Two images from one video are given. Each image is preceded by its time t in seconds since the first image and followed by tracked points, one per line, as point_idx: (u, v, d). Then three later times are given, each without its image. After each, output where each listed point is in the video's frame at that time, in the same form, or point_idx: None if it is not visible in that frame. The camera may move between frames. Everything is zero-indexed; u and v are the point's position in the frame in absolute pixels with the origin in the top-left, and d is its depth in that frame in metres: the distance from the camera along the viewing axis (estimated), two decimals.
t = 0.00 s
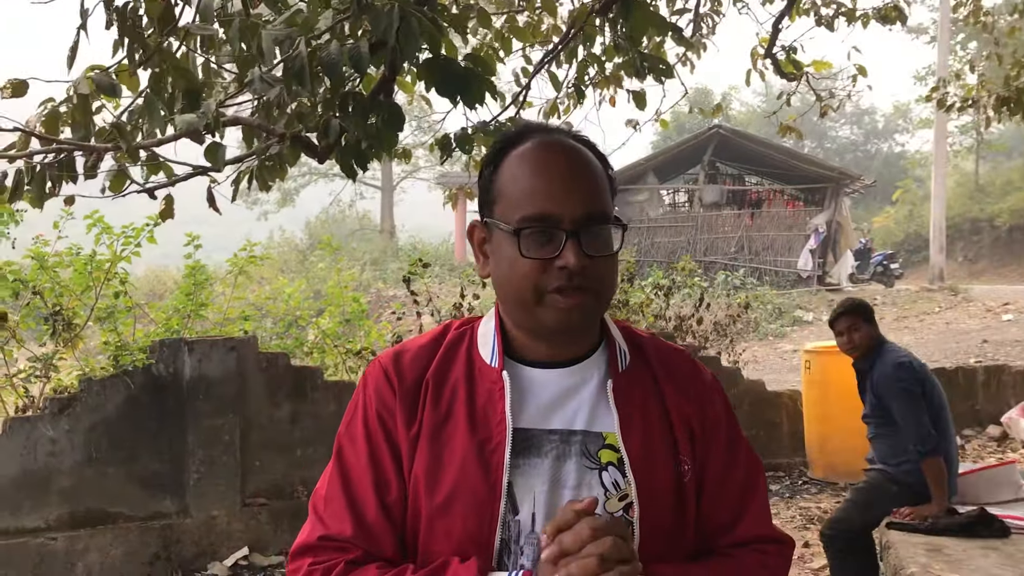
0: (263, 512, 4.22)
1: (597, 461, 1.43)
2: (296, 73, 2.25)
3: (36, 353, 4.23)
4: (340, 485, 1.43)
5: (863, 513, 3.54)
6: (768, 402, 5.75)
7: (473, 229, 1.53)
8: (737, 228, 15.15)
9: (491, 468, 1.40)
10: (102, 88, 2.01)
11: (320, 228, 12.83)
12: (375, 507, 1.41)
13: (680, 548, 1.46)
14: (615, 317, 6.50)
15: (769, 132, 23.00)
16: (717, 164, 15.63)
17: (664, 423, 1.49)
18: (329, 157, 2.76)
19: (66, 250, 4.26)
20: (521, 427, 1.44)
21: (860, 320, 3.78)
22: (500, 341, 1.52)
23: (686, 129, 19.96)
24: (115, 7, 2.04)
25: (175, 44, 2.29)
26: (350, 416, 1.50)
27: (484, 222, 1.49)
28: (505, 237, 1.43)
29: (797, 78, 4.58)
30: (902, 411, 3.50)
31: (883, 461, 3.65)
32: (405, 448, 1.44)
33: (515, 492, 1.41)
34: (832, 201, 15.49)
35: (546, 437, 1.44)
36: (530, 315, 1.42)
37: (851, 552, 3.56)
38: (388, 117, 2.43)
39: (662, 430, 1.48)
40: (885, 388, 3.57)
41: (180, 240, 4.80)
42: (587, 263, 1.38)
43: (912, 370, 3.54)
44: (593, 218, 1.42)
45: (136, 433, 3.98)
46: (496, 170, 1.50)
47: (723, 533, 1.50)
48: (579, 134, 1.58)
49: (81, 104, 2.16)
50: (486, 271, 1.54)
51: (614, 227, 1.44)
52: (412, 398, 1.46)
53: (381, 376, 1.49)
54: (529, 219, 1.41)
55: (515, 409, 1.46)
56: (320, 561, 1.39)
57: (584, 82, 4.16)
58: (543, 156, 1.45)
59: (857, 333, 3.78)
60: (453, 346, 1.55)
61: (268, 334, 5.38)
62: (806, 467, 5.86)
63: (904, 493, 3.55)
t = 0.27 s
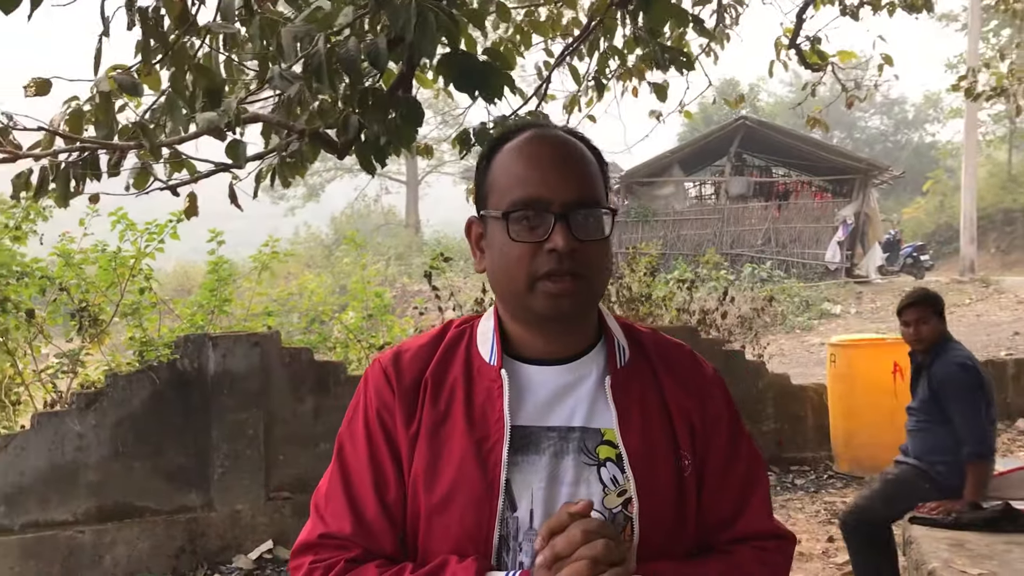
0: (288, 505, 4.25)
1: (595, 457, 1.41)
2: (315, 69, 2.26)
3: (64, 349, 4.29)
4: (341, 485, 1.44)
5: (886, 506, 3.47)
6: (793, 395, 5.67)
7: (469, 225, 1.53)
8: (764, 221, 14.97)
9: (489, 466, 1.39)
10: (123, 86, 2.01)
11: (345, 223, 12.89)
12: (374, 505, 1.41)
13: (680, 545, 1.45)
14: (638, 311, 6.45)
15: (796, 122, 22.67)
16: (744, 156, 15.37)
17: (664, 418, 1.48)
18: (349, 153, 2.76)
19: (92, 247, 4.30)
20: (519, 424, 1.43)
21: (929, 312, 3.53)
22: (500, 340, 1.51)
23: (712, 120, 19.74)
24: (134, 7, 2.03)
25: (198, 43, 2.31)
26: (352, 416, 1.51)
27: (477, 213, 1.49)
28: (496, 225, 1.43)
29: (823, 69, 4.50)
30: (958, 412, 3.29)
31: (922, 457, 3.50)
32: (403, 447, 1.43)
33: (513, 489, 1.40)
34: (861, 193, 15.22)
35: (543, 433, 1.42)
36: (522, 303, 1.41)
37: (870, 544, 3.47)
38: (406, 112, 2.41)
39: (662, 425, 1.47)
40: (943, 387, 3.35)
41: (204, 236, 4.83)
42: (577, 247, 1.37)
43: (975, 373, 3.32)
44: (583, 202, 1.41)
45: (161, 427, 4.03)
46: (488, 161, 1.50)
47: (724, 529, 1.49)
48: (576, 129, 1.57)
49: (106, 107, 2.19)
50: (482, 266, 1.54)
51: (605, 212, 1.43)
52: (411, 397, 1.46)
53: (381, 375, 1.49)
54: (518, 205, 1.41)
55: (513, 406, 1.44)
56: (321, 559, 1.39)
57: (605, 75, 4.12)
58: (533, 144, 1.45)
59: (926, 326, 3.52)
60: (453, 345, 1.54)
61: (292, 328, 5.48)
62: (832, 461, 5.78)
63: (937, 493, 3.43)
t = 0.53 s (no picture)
0: (311, 503, 4.29)
1: (595, 457, 1.43)
2: (333, 72, 2.28)
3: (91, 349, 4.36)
4: (346, 488, 1.47)
5: (908, 499, 3.37)
6: (815, 391, 5.61)
7: (465, 234, 1.58)
8: (787, 215, 14.70)
9: (490, 470, 1.41)
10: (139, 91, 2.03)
11: (367, 223, 12.96)
12: (378, 508, 1.45)
13: (684, 544, 1.45)
14: (659, 308, 6.42)
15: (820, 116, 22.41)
16: (766, 151, 15.68)
17: (665, 418, 1.48)
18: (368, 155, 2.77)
19: (117, 249, 4.36)
20: (519, 426, 1.45)
21: (972, 304, 3.44)
22: (500, 342, 1.53)
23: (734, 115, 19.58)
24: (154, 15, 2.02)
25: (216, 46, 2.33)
26: (356, 420, 1.54)
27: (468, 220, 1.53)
28: (483, 226, 1.46)
29: (843, 63, 4.45)
30: (996, 410, 3.23)
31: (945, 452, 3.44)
32: (406, 450, 1.46)
33: (513, 491, 1.42)
34: (885, 186, 14.98)
35: (543, 435, 1.44)
36: (513, 301, 1.43)
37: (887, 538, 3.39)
38: (423, 113, 2.41)
39: (663, 424, 1.47)
40: (982, 384, 3.29)
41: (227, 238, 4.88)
42: (559, 239, 1.39)
43: (1014, 371, 3.27)
44: (565, 196, 1.43)
45: (186, 427, 4.08)
46: (475, 169, 1.55)
47: (728, 527, 1.49)
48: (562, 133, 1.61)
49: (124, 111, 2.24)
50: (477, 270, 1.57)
51: (588, 203, 1.45)
52: (413, 401, 1.49)
53: (383, 379, 1.52)
54: (501, 204, 1.44)
55: (513, 409, 1.46)
56: (326, 560, 1.43)
57: (623, 73, 4.11)
58: (513, 146, 1.49)
59: (967, 321, 3.42)
60: (454, 348, 1.56)
61: (315, 328, 5.50)
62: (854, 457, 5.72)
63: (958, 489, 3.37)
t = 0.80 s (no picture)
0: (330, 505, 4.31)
1: (609, 461, 1.44)
2: (349, 78, 2.30)
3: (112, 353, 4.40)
4: (358, 493, 1.48)
5: (930, 500, 3.29)
6: (834, 393, 5.56)
7: (476, 240, 1.58)
8: (806, 216, 14.57)
9: (504, 474, 1.42)
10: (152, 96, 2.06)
11: (385, 226, 13.02)
12: (390, 513, 1.45)
13: (696, 548, 1.45)
14: (676, 310, 6.38)
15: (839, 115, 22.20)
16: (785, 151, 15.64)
17: (677, 421, 1.48)
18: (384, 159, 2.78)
19: (138, 254, 4.40)
20: (533, 431, 1.46)
21: (1001, 304, 3.40)
22: (512, 346, 1.54)
23: (752, 115, 19.45)
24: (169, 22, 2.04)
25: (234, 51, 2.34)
26: (367, 424, 1.54)
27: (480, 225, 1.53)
28: (495, 232, 1.46)
29: (861, 63, 4.41)
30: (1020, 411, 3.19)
31: (966, 453, 3.38)
32: (419, 455, 1.46)
33: (528, 494, 1.43)
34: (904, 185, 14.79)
35: (558, 439, 1.45)
36: (527, 306, 1.44)
37: (904, 538, 3.32)
38: (439, 117, 2.40)
39: (674, 426, 1.47)
40: (1006, 384, 3.24)
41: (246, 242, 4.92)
42: (573, 245, 1.39)
43: None
44: (578, 202, 1.44)
45: (206, 430, 4.12)
46: (486, 174, 1.55)
47: (741, 531, 1.48)
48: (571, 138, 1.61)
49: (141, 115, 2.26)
50: (488, 276, 1.57)
51: (600, 209, 1.46)
52: (426, 405, 1.49)
53: (395, 384, 1.52)
54: (513, 210, 1.44)
55: (527, 413, 1.47)
56: (339, 566, 1.43)
57: (638, 75, 4.10)
58: (524, 152, 1.49)
59: (996, 320, 3.38)
60: (466, 353, 1.57)
61: (333, 331, 5.50)
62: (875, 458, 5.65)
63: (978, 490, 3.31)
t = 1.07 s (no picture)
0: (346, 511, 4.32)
1: (623, 470, 1.44)
2: (360, 85, 2.32)
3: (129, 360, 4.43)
4: (369, 502, 1.47)
5: (949, 505, 3.22)
6: (851, 398, 5.50)
7: (487, 246, 1.58)
8: (822, 220, 14.46)
9: (518, 482, 1.42)
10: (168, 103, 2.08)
11: (399, 233, 13.07)
12: (402, 523, 1.44)
13: (710, 555, 1.46)
14: (691, 315, 6.35)
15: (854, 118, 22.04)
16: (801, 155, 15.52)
17: (690, 428, 1.50)
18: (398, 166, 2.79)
19: (155, 261, 4.44)
20: (547, 439, 1.46)
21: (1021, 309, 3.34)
22: (523, 354, 1.54)
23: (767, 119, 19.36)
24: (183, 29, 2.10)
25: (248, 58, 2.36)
26: (378, 433, 1.54)
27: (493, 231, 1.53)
28: (509, 239, 1.46)
29: (876, 67, 4.38)
30: None
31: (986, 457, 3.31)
32: (431, 463, 1.46)
33: (542, 503, 1.43)
34: (921, 189, 14.66)
35: (572, 448, 1.46)
36: (540, 314, 1.43)
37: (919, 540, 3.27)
38: (452, 124, 2.43)
39: (687, 433, 1.49)
40: None
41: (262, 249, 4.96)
42: (587, 252, 1.39)
43: None
44: (592, 209, 1.44)
45: (222, 436, 4.15)
46: (499, 180, 1.55)
47: (752, 537, 1.50)
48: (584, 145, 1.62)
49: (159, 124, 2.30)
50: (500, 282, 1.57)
51: (614, 216, 1.46)
52: (438, 413, 1.49)
53: (406, 392, 1.53)
54: (527, 216, 1.44)
55: (540, 421, 1.48)
56: None
57: (651, 81, 4.09)
58: (539, 158, 1.49)
59: (1011, 337, 3.31)
60: (477, 361, 1.57)
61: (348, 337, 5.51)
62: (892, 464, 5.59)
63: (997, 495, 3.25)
